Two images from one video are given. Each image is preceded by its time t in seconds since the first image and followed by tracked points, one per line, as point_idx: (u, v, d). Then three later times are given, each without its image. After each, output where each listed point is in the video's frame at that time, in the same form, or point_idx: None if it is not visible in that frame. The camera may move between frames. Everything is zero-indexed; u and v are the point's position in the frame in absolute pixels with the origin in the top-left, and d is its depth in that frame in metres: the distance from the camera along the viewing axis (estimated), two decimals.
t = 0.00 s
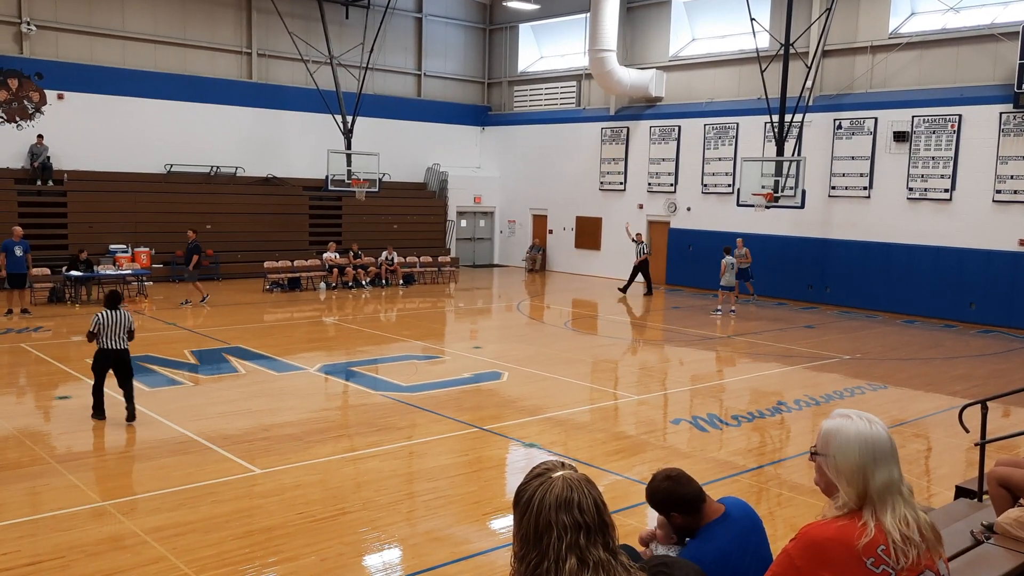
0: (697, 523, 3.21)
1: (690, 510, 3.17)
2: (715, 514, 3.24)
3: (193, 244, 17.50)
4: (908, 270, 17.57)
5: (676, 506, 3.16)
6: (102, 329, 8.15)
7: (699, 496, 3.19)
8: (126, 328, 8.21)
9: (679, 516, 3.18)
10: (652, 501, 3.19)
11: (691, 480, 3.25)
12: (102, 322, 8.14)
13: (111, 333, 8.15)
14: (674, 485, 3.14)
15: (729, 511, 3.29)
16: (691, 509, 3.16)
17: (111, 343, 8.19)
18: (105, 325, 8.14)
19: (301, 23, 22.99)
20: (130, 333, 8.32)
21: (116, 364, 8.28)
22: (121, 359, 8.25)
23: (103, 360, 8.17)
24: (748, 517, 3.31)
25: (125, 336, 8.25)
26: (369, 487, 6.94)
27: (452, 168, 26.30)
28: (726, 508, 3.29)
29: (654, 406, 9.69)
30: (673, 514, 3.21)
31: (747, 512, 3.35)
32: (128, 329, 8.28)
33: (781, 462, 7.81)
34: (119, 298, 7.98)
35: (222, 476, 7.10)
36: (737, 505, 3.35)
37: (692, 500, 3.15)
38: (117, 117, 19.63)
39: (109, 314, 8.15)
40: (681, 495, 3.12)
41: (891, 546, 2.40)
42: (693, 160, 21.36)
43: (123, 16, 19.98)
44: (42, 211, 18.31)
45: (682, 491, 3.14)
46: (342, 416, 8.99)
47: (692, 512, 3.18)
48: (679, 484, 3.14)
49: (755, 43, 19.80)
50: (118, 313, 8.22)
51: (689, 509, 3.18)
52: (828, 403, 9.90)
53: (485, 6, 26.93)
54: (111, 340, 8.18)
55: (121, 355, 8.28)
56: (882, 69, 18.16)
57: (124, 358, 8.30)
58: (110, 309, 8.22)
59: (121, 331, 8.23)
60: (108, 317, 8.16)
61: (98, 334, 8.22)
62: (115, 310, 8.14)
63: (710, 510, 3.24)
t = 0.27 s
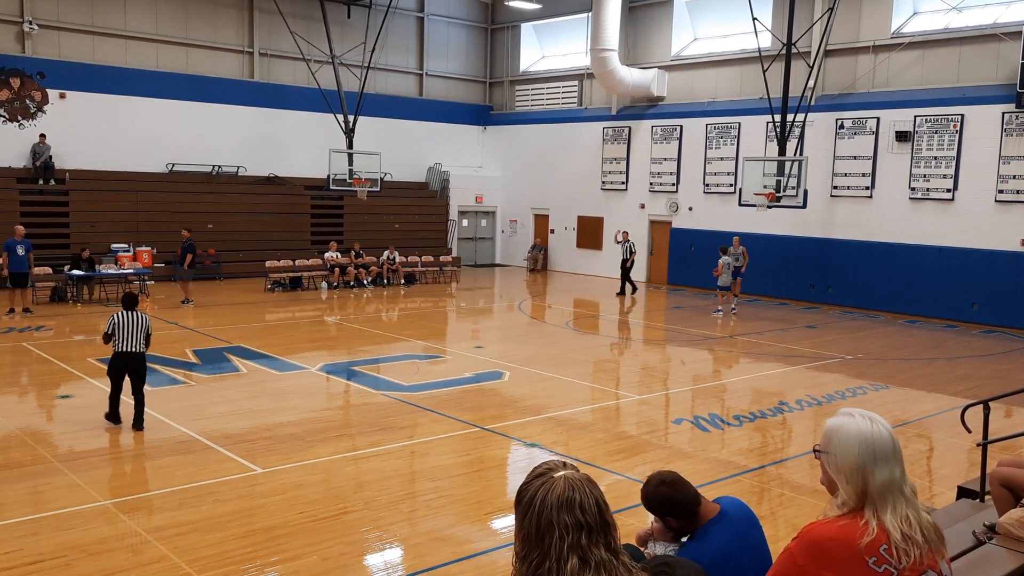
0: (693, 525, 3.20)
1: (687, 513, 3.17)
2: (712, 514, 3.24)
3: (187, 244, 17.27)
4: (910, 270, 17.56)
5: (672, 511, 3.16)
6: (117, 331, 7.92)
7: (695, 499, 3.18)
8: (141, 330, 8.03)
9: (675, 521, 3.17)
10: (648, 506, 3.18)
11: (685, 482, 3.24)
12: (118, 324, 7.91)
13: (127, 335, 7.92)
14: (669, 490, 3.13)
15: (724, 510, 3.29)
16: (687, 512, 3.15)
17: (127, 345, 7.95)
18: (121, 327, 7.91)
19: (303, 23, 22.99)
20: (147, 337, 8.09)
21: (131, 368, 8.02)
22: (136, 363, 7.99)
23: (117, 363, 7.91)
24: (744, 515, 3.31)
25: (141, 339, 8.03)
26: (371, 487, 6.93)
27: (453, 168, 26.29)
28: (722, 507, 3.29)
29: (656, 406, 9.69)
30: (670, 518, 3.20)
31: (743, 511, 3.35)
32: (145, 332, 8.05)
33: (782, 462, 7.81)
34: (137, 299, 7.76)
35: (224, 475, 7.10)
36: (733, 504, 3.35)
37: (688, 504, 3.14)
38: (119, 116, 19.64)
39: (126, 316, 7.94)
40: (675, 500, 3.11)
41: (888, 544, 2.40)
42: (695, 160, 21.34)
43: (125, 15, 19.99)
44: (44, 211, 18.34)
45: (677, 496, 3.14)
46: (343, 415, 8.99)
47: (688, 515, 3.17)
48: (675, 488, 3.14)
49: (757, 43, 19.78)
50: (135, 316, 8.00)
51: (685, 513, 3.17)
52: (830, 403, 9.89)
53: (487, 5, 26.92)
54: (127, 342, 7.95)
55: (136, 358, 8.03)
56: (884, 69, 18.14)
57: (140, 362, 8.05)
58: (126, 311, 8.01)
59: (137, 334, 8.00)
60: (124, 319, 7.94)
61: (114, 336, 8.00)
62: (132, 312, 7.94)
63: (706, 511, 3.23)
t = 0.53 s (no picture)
0: (693, 527, 3.23)
1: (686, 513, 3.20)
2: (711, 514, 3.26)
3: (181, 241, 16.77)
4: (911, 270, 17.55)
5: (671, 512, 3.20)
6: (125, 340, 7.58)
7: (693, 500, 3.22)
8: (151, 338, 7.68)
9: (675, 522, 3.21)
10: (648, 507, 3.24)
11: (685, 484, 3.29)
12: (127, 332, 7.57)
13: (136, 344, 7.59)
14: (666, 490, 3.19)
15: (724, 510, 3.30)
16: (686, 513, 3.18)
17: (136, 354, 7.64)
18: (129, 336, 7.56)
19: (305, 22, 22.99)
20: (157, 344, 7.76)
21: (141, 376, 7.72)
22: (145, 372, 7.70)
23: (126, 371, 7.62)
24: (743, 515, 3.32)
25: (151, 347, 7.70)
26: (372, 486, 6.94)
27: (455, 167, 26.29)
28: (721, 507, 3.30)
29: (657, 406, 9.69)
30: (670, 520, 3.25)
31: (743, 511, 3.36)
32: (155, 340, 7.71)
33: (783, 462, 7.81)
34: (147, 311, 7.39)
35: (225, 474, 7.10)
36: (732, 505, 3.36)
37: (687, 505, 3.18)
38: (120, 115, 19.64)
39: (135, 324, 7.59)
40: (674, 500, 3.16)
41: (887, 543, 2.40)
42: (696, 160, 21.35)
43: (127, 15, 20.00)
44: (45, 211, 18.36)
45: (676, 496, 3.18)
46: (344, 415, 9.00)
47: (687, 516, 3.20)
48: (672, 490, 3.19)
49: (759, 43, 19.77)
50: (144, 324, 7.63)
51: (684, 515, 3.20)
52: (832, 403, 9.90)
53: (488, 5, 26.92)
54: (136, 351, 7.62)
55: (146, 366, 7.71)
56: (886, 69, 18.13)
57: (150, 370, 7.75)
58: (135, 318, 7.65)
59: (147, 342, 7.67)
60: (133, 327, 7.59)
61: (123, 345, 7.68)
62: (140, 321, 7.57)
63: (706, 511, 3.25)
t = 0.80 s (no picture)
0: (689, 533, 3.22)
1: (682, 521, 3.17)
2: (706, 516, 3.28)
3: (174, 240, 16.57)
4: (913, 270, 17.53)
5: (667, 525, 3.16)
6: (133, 342, 7.40)
7: (685, 508, 3.19)
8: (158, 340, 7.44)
9: (673, 534, 3.17)
10: (642, 525, 3.19)
11: (674, 493, 3.26)
12: (133, 334, 7.38)
13: (143, 346, 7.38)
14: (659, 505, 3.14)
15: (718, 510, 3.33)
16: (681, 522, 3.16)
17: (144, 357, 7.43)
18: (136, 337, 7.38)
19: (307, 22, 23.00)
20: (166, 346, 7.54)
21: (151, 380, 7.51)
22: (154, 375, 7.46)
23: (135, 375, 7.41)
24: (739, 514, 3.36)
25: (159, 349, 7.48)
26: (374, 486, 6.94)
27: (456, 167, 26.30)
28: (716, 508, 3.33)
29: (659, 406, 9.69)
30: (665, 533, 3.20)
31: (738, 510, 3.40)
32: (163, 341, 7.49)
33: (786, 462, 7.80)
34: (151, 310, 7.20)
35: (226, 474, 7.10)
36: (727, 504, 3.39)
37: (679, 515, 3.15)
38: (123, 115, 19.67)
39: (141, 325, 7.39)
40: (670, 512, 3.12)
41: (887, 544, 2.39)
42: (698, 160, 21.33)
43: (129, 15, 20.01)
44: (47, 211, 18.38)
45: (668, 507, 3.15)
46: (346, 415, 9.00)
47: (683, 526, 3.17)
48: (663, 502, 3.15)
49: (761, 43, 19.75)
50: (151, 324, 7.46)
51: (679, 525, 3.18)
52: (833, 403, 9.89)
53: (490, 5, 26.93)
54: (144, 354, 7.42)
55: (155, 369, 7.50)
56: (888, 69, 18.11)
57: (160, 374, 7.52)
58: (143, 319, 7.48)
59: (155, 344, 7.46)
60: (139, 328, 7.39)
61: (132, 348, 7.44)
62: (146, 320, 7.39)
63: (700, 514, 3.27)
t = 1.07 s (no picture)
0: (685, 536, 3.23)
1: (677, 524, 3.19)
2: (701, 519, 3.27)
3: (172, 241, 16.47)
4: (917, 272, 17.50)
5: (660, 528, 3.20)
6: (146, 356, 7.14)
7: (680, 511, 3.20)
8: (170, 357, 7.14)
9: (667, 537, 3.20)
10: (638, 526, 3.24)
11: (671, 495, 3.28)
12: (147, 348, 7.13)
13: (156, 361, 7.11)
14: (652, 507, 3.19)
15: (713, 512, 3.32)
16: (675, 527, 3.18)
17: (157, 373, 7.15)
18: (149, 352, 7.12)
19: (311, 23, 23.02)
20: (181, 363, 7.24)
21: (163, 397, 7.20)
22: (166, 393, 7.15)
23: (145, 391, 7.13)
24: (734, 514, 3.33)
25: (173, 366, 7.18)
26: (377, 486, 6.94)
27: (460, 168, 26.31)
28: (710, 510, 3.32)
29: (662, 407, 9.68)
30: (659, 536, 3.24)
31: (733, 511, 3.37)
32: (178, 358, 7.20)
33: (789, 464, 7.79)
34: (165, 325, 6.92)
35: (229, 474, 7.11)
36: (723, 506, 3.37)
37: (672, 519, 3.17)
38: (127, 116, 19.69)
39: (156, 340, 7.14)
40: (660, 515, 3.15)
41: (890, 546, 2.39)
42: (702, 160, 21.33)
43: (134, 15, 20.04)
44: (51, 211, 18.41)
45: (663, 510, 3.18)
46: (349, 415, 9.00)
47: (677, 529, 3.19)
48: (657, 505, 3.19)
49: (765, 44, 19.74)
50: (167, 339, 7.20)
51: (674, 528, 3.20)
52: (837, 404, 9.88)
53: (494, 6, 26.94)
54: (157, 369, 7.14)
55: (167, 387, 7.18)
56: (892, 70, 18.09)
57: (173, 392, 7.20)
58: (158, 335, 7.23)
59: (168, 360, 7.18)
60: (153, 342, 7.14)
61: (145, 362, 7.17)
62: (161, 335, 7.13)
63: (695, 517, 3.26)
